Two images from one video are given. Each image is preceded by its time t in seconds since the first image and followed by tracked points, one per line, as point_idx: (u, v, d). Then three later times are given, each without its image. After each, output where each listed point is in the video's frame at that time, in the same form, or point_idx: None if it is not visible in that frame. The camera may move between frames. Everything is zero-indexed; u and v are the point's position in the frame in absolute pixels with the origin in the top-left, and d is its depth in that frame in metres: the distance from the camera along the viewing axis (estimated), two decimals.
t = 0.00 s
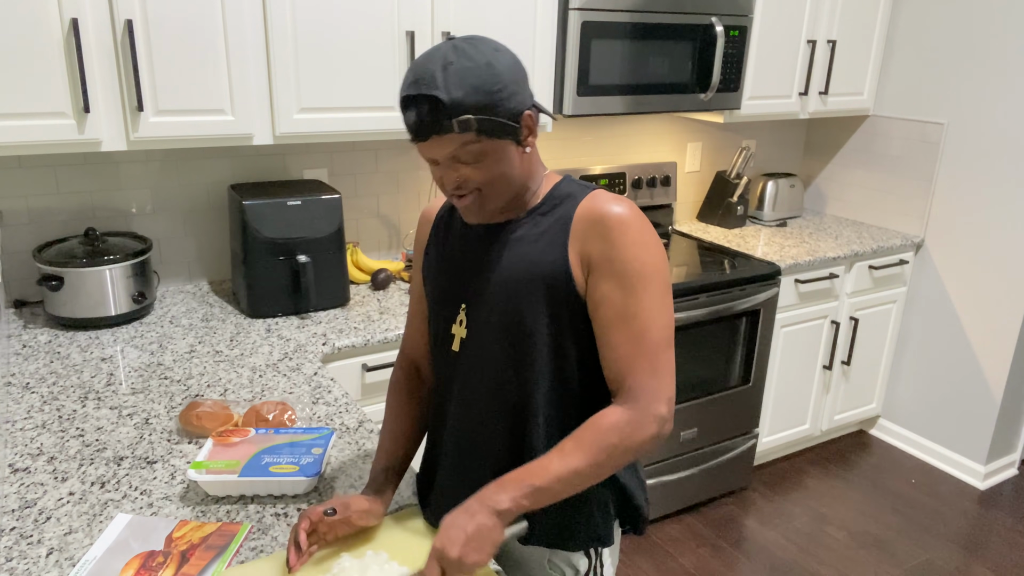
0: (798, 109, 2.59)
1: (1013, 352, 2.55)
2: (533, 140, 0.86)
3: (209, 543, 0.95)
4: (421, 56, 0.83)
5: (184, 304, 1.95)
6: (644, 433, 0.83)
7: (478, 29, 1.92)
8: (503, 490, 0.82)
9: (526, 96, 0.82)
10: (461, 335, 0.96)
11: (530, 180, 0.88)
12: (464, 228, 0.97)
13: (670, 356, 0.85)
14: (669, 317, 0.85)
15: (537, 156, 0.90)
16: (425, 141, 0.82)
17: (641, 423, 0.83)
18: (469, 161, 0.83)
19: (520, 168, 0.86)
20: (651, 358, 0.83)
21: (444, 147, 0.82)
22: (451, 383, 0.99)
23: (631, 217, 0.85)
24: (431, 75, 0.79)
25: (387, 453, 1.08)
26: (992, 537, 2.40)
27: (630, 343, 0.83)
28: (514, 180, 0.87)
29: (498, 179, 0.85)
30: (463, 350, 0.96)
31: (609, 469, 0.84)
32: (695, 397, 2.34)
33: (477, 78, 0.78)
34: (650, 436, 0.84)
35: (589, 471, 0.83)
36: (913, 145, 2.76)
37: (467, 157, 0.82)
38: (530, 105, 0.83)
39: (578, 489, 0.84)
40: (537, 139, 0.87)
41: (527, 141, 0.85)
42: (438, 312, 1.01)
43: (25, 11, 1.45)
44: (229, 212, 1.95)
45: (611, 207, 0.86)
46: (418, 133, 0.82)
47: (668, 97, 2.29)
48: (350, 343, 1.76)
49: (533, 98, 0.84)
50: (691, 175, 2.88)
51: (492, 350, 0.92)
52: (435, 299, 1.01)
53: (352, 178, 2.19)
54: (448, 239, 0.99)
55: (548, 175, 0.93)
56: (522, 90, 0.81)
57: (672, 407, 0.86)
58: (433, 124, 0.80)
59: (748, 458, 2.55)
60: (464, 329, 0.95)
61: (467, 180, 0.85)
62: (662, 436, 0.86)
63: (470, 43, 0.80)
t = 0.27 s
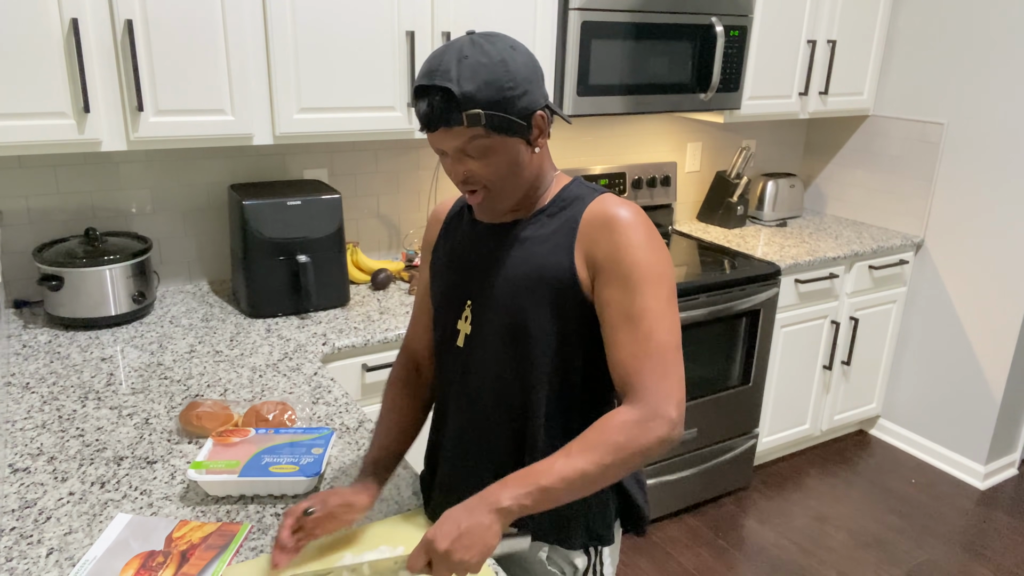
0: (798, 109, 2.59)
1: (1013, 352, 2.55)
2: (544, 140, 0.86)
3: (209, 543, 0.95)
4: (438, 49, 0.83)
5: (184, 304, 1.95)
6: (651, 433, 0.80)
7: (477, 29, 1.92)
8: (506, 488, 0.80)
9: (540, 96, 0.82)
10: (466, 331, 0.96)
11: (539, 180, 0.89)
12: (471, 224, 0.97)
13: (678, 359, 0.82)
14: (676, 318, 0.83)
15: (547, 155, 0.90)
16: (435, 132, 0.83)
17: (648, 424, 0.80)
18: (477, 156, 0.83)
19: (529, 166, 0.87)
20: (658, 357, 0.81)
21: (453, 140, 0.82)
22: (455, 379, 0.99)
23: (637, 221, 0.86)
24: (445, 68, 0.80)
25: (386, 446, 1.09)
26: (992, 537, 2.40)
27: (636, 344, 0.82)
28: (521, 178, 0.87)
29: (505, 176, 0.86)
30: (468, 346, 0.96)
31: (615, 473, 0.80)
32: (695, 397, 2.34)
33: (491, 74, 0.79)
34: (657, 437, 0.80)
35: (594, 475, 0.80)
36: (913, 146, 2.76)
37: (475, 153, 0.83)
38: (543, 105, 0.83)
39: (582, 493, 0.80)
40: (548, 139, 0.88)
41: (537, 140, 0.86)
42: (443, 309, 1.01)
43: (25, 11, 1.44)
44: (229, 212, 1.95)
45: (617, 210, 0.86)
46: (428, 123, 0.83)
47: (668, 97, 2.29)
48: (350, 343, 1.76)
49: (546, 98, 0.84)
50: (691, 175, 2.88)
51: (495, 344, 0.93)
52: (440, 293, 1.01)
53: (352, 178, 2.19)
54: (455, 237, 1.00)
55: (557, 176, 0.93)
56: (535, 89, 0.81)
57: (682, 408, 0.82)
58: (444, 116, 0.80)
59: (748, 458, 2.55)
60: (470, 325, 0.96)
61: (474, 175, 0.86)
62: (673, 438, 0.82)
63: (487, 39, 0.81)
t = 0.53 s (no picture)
0: (798, 109, 2.59)
1: (1013, 351, 2.55)
2: (547, 141, 0.87)
3: (209, 542, 0.95)
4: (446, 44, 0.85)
5: (184, 305, 1.95)
6: (635, 446, 0.77)
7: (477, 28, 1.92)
8: (483, 516, 0.79)
9: (545, 96, 0.83)
10: (465, 332, 0.96)
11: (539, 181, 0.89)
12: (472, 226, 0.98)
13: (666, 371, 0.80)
14: (667, 328, 0.82)
15: (550, 159, 0.91)
16: (438, 127, 0.84)
17: (631, 436, 0.77)
18: (478, 153, 0.84)
19: (529, 167, 0.88)
20: (645, 367, 0.80)
21: (457, 135, 0.83)
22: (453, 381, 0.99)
23: (638, 228, 0.86)
24: (451, 63, 0.81)
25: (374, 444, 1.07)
26: (992, 537, 2.40)
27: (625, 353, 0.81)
28: (522, 179, 0.88)
29: (505, 175, 0.87)
30: (466, 348, 0.96)
31: (600, 490, 0.78)
32: (695, 397, 2.34)
33: (496, 71, 0.80)
34: (642, 451, 0.78)
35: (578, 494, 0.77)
36: (913, 146, 2.76)
37: (478, 150, 0.84)
38: (548, 106, 0.84)
39: (566, 513, 0.78)
40: (552, 142, 0.89)
41: (541, 142, 0.87)
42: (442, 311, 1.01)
43: (26, 12, 1.45)
44: (229, 212, 1.95)
45: (619, 217, 0.86)
46: (432, 117, 0.83)
47: (667, 97, 2.29)
48: (350, 343, 1.76)
49: (552, 99, 0.85)
50: (691, 175, 2.88)
51: (492, 347, 0.93)
52: (440, 296, 1.01)
53: (353, 178, 2.19)
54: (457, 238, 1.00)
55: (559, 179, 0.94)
56: (540, 88, 0.82)
57: (669, 422, 0.80)
58: (447, 111, 0.81)
59: (748, 458, 2.55)
60: (468, 327, 0.96)
61: (476, 172, 0.86)
62: (658, 453, 0.79)
63: (495, 35, 0.82)
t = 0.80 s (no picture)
0: (798, 109, 2.59)
1: (1013, 351, 2.55)
2: (536, 153, 0.86)
3: (209, 543, 0.95)
4: (430, 55, 0.82)
5: (184, 304, 1.95)
6: (609, 459, 0.74)
7: (478, 27, 1.92)
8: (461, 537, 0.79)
9: (532, 109, 0.82)
10: (460, 342, 0.98)
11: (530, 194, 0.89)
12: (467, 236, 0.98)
13: (648, 382, 0.77)
14: (654, 336, 0.79)
15: (541, 168, 0.91)
16: (424, 147, 0.83)
17: (605, 448, 0.75)
18: (467, 171, 0.84)
19: (519, 181, 0.87)
20: (624, 374, 0.77)
21: (444, 155, 0.83)
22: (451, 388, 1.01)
23: (632, 237, 0.84)
24: (435, 80, 0.79)
25: (371, 448, 1.08)
26: (992, 537, 2.40)
27: (606, 363, 0.78)
28: (513, 191, 0.88)
29: (495, 191, 0.87)
30: (462, 357, 0.98)
31: (574, 508, 0.75)
32: (695, 397, 2.34)
33: (482, 88, 0.78)
34: (618, 464, 0.74)
35: (552, 512, 0.76)
36: (913, 146, 2.76)
37: (467, 168, 0.83)
38: (536, 118, 0.83)
39: (541, 532, 0.76)
40: (542, 152, 0.88)
41: (531, 154, 0.86)
42: (439, 319, 1.02)
43: (26, 11, 1.45)
44: (229, 212, 1.95)
45: (614, 226, 0.86)
46: (418, 137, 0.82)
47: (668, 98, 2.29)
48: (350, 343, 1.76)
49: (540, 110, 0.84)
50: (691, 175, 2.88)
51: (489, 354, 0.94)
52: (437, 305, 1.03)
53: (353, 178, 2.19)
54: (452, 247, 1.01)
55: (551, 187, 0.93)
56: (527, 102, 0.81)
57: (651, 434, 0.76)
58: (433, 132, 0.80)
59: (748, 458, 2.55)
60: (463, 336, 0.97)
61: (466, 190, 0.86)
62: (637, 467, 0.75)
63: (479, 48, 0.80)
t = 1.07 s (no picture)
0: (798, 109, 2.59)
1: (1013, 351, 2.55)
2: (518, 156, 0.85)
3: (209, 543, 0.95)
4: (405, 61, 0.81)
5: (184, 304, 1.95)
6: (573, 445, 0.71)
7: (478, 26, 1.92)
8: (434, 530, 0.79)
9: (509, 113, 0.81)
10: (450, 346, 0.99)
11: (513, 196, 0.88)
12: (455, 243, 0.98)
13: (625, 367, 0.72)
14: (631, 322, 0.75)
15: (524, 169, 0.89)
16: (401, 154, 0.82)
17: (572, 435, 0.71)
18: (445, 178, 0.83)
19: (501, 184, 0.86)
20: (593, 358, 0.73)
21: (421, 163, 0.82)
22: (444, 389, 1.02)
23: (614, 233, 0.83)
24: (408, 88, 0.78)
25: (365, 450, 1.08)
26: (992, 537, 2.40)
27: (579, 352, 0.75)
28: (494, 195, 0.87)
29: (476, 195, 0.86)
30: (452, 361, 0.99)
31: (539, 498, 0.72)
32: (694, 397, 2.34)
33: (454, 96, 0.77)
34: (585, 450, 0.71)
35: (516, 502, 0.73)
36: (913, 146, 2.76)
37: (444, 175, 0.82)
38: (515, 121, 0.82)
39: (505, 523, 0.74)
40: (524, 155, 0.86)
41: (511, 158, 0.84)
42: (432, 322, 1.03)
43: (26, 12, 1.45)
44: (229, 212, 1.95)
45: (596, 221, 0.85)
46: (394, 144, 0.82)
47: (668, 97, 2.29)
48: (350, 343, 1.76)
49: (520, 113, 0.82)
50: (691, 175, 2.88)
51: (478, 359, 0.95)
52: (430, 307, 1.03)
53: (353, 178, 2.19)
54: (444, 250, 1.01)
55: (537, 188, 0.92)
56: (504, 107, 0.80)
57: (625, 421, 0.71)
58: (408, 140, 0.80)
59: (748, 458, 2.55)
60: (452, 340, 0.98)
61: (446, 195, 0.86)
62: (610, 455, 0.71)
63: (453, 54, 0.78)
